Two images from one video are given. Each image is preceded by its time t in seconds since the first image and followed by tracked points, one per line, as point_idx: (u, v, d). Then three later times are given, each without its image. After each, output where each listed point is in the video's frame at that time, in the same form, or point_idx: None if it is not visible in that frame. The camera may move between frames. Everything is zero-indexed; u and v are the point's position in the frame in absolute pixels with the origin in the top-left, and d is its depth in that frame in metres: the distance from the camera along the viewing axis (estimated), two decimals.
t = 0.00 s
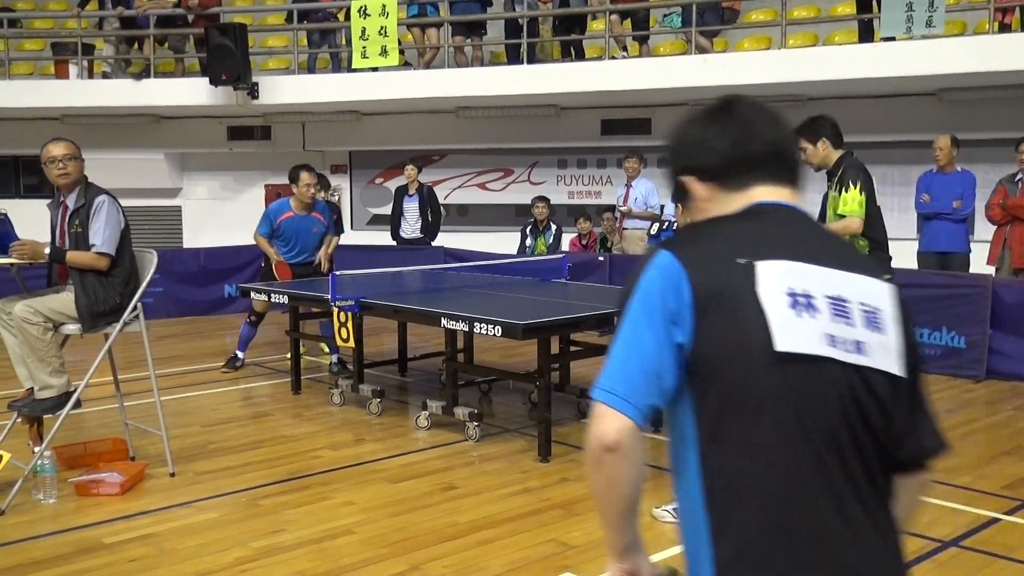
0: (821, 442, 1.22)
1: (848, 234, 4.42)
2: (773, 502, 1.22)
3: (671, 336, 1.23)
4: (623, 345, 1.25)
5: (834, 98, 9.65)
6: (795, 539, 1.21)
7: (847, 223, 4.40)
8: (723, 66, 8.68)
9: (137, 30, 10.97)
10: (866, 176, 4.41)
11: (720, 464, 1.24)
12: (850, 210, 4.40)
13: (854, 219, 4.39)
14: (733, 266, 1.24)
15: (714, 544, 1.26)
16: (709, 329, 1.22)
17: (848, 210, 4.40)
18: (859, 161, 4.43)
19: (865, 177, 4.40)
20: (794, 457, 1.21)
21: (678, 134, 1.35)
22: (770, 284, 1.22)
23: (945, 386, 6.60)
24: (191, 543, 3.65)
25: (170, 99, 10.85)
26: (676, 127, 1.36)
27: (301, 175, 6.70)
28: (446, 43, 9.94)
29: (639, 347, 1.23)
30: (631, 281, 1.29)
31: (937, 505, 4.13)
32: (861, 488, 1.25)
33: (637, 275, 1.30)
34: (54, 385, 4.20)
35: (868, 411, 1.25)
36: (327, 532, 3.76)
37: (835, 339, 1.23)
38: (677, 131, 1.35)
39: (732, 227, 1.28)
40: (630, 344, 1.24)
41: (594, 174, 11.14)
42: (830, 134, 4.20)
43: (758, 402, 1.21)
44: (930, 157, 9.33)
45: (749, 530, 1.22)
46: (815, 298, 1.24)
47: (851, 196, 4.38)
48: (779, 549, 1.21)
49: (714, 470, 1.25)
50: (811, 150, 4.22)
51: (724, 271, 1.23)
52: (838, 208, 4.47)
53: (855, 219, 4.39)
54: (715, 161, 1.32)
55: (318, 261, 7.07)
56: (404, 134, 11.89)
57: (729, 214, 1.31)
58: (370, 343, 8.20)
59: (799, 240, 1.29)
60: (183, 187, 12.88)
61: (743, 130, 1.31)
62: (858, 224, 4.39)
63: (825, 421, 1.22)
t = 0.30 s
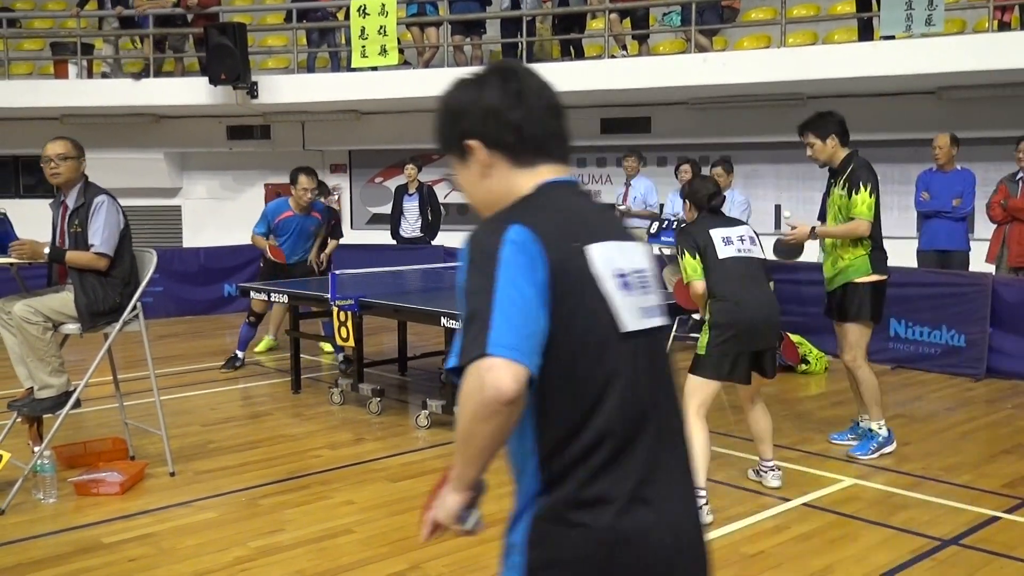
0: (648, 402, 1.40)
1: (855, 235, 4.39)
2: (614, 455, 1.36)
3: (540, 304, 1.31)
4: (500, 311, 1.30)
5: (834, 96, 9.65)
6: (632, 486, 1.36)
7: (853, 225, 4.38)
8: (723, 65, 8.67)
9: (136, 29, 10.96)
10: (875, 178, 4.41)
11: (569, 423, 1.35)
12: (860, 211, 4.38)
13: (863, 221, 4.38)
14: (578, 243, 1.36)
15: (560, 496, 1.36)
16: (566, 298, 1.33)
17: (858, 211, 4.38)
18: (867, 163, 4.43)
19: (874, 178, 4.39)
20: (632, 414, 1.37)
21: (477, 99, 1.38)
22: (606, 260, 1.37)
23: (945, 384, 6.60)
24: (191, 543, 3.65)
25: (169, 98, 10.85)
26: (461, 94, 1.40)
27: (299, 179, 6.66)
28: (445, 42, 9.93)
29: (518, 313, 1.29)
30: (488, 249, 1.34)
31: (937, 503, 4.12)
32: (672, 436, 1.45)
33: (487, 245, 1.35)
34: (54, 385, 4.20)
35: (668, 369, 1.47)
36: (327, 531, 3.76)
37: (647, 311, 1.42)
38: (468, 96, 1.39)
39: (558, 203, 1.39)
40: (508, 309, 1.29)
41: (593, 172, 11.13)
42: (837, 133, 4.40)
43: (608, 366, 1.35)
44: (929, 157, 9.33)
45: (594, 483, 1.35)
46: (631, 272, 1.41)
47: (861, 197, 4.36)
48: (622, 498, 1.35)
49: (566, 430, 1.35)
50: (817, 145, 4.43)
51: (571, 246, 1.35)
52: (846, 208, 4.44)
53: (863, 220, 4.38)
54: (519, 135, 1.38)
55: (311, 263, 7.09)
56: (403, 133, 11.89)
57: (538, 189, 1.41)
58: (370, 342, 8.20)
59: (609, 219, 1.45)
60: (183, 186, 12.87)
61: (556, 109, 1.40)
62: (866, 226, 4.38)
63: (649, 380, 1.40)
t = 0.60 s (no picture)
0: (438, 402, 1.41)
1: (844, 245, 4.38)
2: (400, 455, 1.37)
3: (323, 311, 1.31)
4: (283, 322, 1.29)
5: (833, 93, 9.65)
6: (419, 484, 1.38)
7: (844, 235, 4.36)
8: (723, 62, 8.66)
9: (135, 27, 10.95)
10: (869, 185, 4.41)
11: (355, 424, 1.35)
12: (855, 219, 4.37)
13: (855, 230, 4.37)
14: (365, 248, 1.34)
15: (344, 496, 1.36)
16: (352, 303, 1.32)
17: (853, 220, 4.37)
18: (858, 168, 4.44)
19: (867, 186, 4.40)
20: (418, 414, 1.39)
21: (300, 91, 1.38)
22: (394, 262, 1.36)
23: (945, 381, 6.60)
24: (192, 541, 3.65)
25: (168, 97, 10.85)
26: (290, 78, 1.38)
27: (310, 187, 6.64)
28: (444, 39, 9.93)
29: (297, 323, 1.28)
30: (276, 255, 1.31)
31: (936, 500, 4.13)
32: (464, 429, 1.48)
33: (273, 249, 1.32)
34: (53, 383, 4.20)
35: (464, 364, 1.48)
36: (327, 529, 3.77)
37: (439, 309, 1.43)
38: (297, 82, 1.38)
39: (352, 201, 1.38)
40: (290, 319, 1.28)
41: (592, 170, 11.12)
42: (828, 140, 4.41)
43: (393, 370, 1.36)
44: (928, 154, 9.32)
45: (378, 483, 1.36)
46: (425, 272, 1.41)
47: (855, 205, 4.36)
48: (408, 497, 1.37)
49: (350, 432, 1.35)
50: (808, 152, 4.43)
51: (360, 250, 1.33)
52: (839, 216, 4.44)
53: (855, 230, 4.36)
54: (334, 131, 1.39)
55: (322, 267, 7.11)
56: (402, 131, 11.88)
57: (337, 187, 1.41)
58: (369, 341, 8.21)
59: (414, 213, 1.44)
60: (182, 185, 12.86)
61: (375, 105, 1.41)
62: (856, 236, 4.37)
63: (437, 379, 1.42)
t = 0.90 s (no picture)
0: (299, 390, 1.65)
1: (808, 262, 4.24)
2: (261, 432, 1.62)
3: (191, 310, 1.55)
4: (155, 316, 1.54)
5: (832, 90, 9.65)
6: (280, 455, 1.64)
7: (807, 250, 4.21)
8: (721, 59, 8.65)
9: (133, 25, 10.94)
10: (818, 195, 4.23)
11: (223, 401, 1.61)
12: (813, 235, 4.20)
13: (813, 244, 4.22)
14: (240, 255, 1.58)
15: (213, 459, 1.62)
16: (219, 302, 1.57)
17: (810, 236, 4.21)
18: (805, 183, 4.26)
19: (817, 196, 4.22)
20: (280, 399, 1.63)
21: (204, 109, 1.60)
22: (263, 268, 1.59)
23: (944, 377, 6.60)
24: (192, 539, 3.65)
25: (166, 95, 10.84)
26: (202, 95, 1.60)
27: (309, 186, 6.58)
28: (443, 36, 9.92)
29: (168, 316, 1.54)
30: (158, 258, 1.55)
31: (936, 495, 4.14)
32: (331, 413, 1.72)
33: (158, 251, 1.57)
34: (53, 381, 4.20)
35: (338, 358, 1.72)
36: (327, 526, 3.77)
37: (311, 310, 1.65)
38: (205, 99, 1.59)
39: (238, 211, 1.60)
40: (164, 314, 1.54)
41: (591, 168, 11.12)
42: (771, 167, 4.15)
43: (256, 360, 1.60)
44: (927, 151, 9.32)
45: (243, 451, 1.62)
46: (297, 277, 1.63)
47: (809, 222, 4.18)
48: (256, 467, 1.62)
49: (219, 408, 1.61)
50: (751, 180, 4.15)
51: (232, 258, 1.57)
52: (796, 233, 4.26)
53: (814, 244, 4.22)
54: (235, 146, 1.61)
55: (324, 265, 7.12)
56: (401, 129, 11.88)
57: (233, 195, 1.64)
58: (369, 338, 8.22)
59: (295, 224, 1.67)
60: (181, 183, 12.86)
61: (274, 124, 1.62)
62: (817, 250, 4.23)
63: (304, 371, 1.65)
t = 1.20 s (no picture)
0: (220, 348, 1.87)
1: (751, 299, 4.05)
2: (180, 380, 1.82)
3: (126, 264, 1.72)
4: (91, 263, 1.68)
5: (831, 86, 9.64)
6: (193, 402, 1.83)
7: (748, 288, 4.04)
8: (721, 55, 8.65)
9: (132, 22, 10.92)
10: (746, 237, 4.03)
11: (146, 349, 1.79)
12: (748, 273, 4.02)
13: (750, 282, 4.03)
14: (176, 225, 1.79)
15: (128, 400, 1.79)
16: (155, 260, 1.76)
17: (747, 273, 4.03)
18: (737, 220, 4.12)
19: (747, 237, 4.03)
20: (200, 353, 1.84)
21: (131, 91, 1.78)
22: (195, 239, 1.81)
23: (943, 374, 6.61)
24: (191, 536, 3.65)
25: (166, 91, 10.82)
26: (117, 83, 1.78)
27: (314, 183, 6.58)
28: (442, 33, 9.91)
29: (106, 271, 1.69)
30: (96, 216, 1.71)
31: (935, 492, 4.14)
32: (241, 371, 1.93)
33: (96, 211, 1.72)
34: (52, 378, 4.20)
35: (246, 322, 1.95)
36: (327, 523, 3.77)
37: (230, 277, 1.89)
38: (122, 86, 1.77)
39: (171, 183, 1.81)
40: (100, 264, 1.68)
41: (591, 165, 11.12)
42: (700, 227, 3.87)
43: (181, 318, 1.81)
44: (927, 147, 9.32)
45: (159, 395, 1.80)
46: (220, 246, 1.86)
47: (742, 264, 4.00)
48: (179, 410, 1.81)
49: (144, 356, 1.79)
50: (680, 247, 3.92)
51: (170, 225, 1.78)
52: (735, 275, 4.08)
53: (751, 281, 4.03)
54: (161, 124, 1.81)
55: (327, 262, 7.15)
56: (400, 125, 11.86)
57: (160, 170, 1.84)
58: (368, 335, 8.22)
59: (219, 200, 1.90)
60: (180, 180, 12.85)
61: (189, 100, 1.84)
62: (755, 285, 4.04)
63: (222, 331, 1.87)
